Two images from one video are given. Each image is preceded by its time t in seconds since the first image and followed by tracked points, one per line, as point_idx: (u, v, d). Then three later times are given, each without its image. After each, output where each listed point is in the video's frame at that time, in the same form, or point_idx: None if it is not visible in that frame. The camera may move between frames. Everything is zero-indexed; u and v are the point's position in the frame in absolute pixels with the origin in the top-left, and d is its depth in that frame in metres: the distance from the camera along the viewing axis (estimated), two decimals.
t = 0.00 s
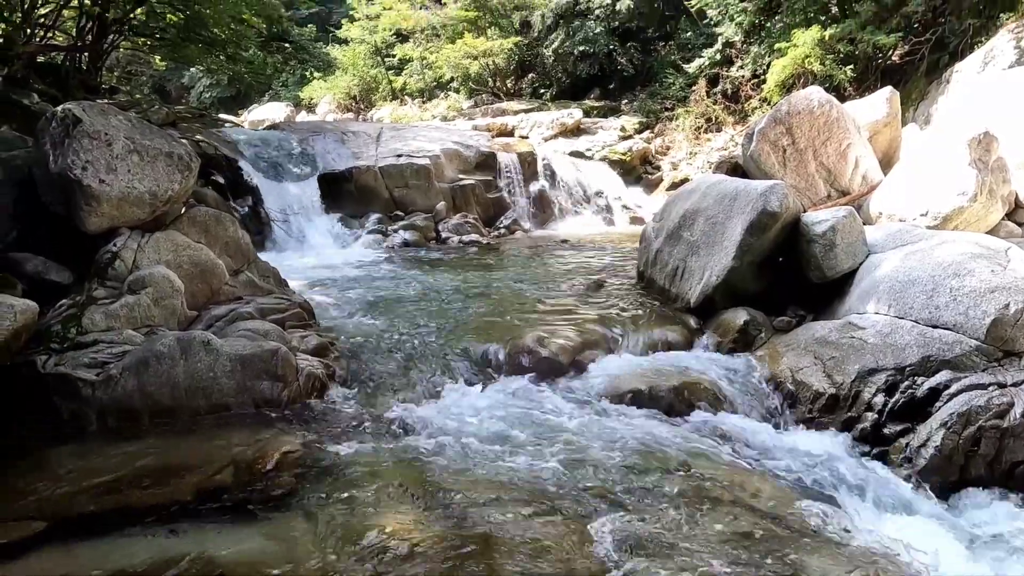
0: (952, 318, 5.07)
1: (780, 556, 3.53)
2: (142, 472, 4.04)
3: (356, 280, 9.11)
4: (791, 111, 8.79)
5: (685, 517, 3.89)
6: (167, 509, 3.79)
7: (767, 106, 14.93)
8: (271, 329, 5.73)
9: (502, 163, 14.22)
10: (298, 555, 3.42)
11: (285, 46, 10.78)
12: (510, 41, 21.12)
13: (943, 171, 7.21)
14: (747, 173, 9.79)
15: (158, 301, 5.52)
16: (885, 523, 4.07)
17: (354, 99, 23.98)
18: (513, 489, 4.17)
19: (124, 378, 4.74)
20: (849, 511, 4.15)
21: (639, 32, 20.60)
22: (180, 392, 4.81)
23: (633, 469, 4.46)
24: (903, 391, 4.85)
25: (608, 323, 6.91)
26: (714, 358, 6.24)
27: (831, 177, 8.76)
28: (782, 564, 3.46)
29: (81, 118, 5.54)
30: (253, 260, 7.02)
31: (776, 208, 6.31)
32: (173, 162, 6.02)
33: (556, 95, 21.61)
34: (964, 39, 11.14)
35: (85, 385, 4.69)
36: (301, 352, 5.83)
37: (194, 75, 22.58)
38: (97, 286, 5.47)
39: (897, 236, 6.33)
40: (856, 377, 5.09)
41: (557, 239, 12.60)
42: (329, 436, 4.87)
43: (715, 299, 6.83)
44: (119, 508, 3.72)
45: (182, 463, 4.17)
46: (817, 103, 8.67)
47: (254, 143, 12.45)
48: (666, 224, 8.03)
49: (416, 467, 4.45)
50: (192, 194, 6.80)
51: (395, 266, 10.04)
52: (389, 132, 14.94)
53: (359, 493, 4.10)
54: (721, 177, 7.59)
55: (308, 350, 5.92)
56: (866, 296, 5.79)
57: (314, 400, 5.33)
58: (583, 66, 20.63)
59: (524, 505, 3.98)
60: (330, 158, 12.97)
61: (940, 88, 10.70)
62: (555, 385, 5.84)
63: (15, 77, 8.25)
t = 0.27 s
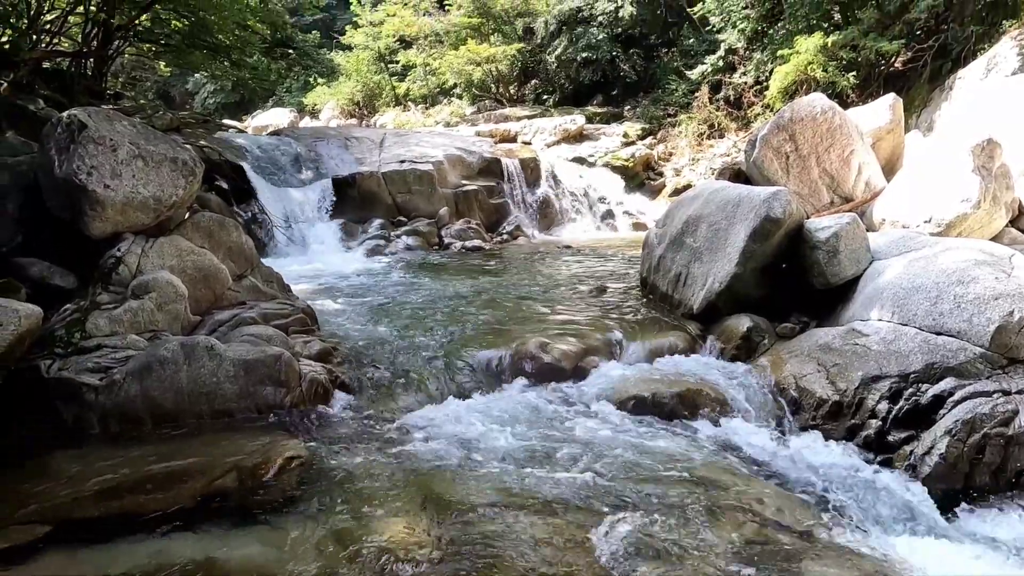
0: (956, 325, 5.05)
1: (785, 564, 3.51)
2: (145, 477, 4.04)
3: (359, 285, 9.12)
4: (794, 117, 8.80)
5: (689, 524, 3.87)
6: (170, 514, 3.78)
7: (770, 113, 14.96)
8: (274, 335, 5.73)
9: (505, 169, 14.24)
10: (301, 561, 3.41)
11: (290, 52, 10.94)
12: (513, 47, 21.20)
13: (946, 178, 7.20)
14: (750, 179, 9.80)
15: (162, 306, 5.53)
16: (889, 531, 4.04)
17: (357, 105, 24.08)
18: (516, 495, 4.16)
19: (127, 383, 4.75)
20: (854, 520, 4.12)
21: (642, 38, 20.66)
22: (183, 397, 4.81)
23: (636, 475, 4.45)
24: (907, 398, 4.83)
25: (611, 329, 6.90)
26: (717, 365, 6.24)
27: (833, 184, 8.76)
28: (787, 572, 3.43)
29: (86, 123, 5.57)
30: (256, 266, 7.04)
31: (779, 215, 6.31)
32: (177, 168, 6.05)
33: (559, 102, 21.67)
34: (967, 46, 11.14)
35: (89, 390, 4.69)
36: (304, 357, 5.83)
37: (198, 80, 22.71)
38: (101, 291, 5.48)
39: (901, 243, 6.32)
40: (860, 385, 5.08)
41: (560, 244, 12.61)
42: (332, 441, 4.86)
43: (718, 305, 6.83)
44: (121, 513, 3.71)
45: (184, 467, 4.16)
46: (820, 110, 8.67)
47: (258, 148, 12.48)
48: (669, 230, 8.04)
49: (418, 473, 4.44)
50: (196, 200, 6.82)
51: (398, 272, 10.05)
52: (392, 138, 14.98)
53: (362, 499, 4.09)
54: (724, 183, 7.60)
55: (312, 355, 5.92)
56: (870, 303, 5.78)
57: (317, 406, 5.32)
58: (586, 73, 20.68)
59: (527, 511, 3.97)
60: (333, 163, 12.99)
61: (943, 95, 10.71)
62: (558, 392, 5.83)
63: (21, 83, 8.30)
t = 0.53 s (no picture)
0: (957, 327, 5.04)
1: (788, 567, 3.50)
2: (147, 478, 4.03)
3: (360, 287, 9.12)
4: (795, 119, 8.80)
5: (690, 526, 3.86)
6: (172, 516, 3.77)
7: (771, 114, 14.98)
8: (275, 336, 5.73)
9: (506, 170, 14.24)
10: (303, 563, 3.41)
11: (291, 54, 10.99)
12: (514, 49, 21.22)
13: (947, 180, 7.20)
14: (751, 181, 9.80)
15: (164, 308, 5.54)
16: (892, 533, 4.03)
17: (359, 106, 24.12)
18: (518, 497, 4.16)
19: (129, 384, 4.75)
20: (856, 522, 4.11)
21: (643, 40, 20.61)
22: (185, 398, 4.82)
23: (638, 477, 4.44)
24: (909, 400, 4.82)
25: (613, 331, 6.91)
26: (718, 366, 6.23)
27: (835, 186, 8.74)
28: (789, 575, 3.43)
29: (88, 125, 5.58)
30: (258, 267, 7.05)
31: (781, 216, 6.31)
32: (179, 169, 6.07)
33: (559, 103, 21.70)
34: (968, 48, 11.13)
35: (90, 391, 4.70)
36: (305, 358, 5.83)
37: (200, 82, 22.75)
38: (103, 292, 5.48)
39: (903, 244, 6.32)
40: (862, 386, 5.06)
41: (561, 246, 12.61)
42: (333, 443, 4.86)
43: (719, 307, 6.83)
44: (123, 515, 3.71)
45: (185, 468, 4.15)
46: (821, 112, 8.67)
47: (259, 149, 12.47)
48: (670, 232, 8.04)
49: (420, 475, 4.44)
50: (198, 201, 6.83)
51: (400, 273, 10.05)
52: (393, 140, 14.98)
53: (363, 500, 4.09)
54: (726, 185, 7.60)
55: (313, 356, 5.92)
56: (871, 305, 5.77)
57: (318, 407, 5.32)
58: (587, 74, 20.69)
59: (528, 513, 3.96)
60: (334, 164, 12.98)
61: (944, 97, 10.71)
62: (559, 393, 5.82)
63: (23, 85, 8.31)
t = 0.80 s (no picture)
0: (959, 328, 5.04)
1: (790, 569, 3.50)
2: (149, 479, 4.01)
3: (361, 288, 9.13)
4: (796, 121, 8.81)
5: (692, 528, 3.86)
6: (173, 517, 3.78)
7: (772, 116, 14.98)
8: (277, 337, 5.74)
9: (507, 171, 14.24)
10: (304, 564, 3.40)
11: (292, 55, 11.01)
12: (515, 50, 21.24)
13: (948, 181, 7.20)
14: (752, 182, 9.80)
15: (165, 309, 5.55)
16: (893, 536, 4.03)
17: (359, 107, 24.15)
18: (519, 498, 4.16)
19: (131, 385, 4.76)
20: (858, 525, 4.11)
21: (644, 41, 20.72)
22: (186, 399, 4.82)
23: (639, 479, 4.44)
24: (910, 402, 4.81)
25: (613, 332, 6.91)
26: (719, 368, 6.23)
27: (836, 187, 8.73)
28: None
29: (90, 126, 5.59)
30: (259, 268, 7.05)
31: (782, 218, 6.32)
32: (181, 170, 6.09)
33: (560, 105, 21.71)
34: (969, 49, 11.13)
35: (92, 392, 4.70)
36: (306, 359, 5.83)
37: (202, 83, 22.78)
38: (105, 293, 5.48)
39: (904, 246, 6.31)
40: (863, 388, 5.05)
41: (562, 247, 12.61)
42: (334, 444, 4.86)
43: (720, 308, 6.83)
44: (125, 516, 3.71)
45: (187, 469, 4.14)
46: (822, 113, 8.67)
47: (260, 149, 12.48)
48: (671, 233, 8.04)
49: (421, 476, 4.44)
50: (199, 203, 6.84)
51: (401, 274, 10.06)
52: (394, 141, 14.99)
53: (364, 502, 4.09)
54: (727, 186, 7.60)
55: (314, 357, 5.93)
56: (873, 306, 5.77)
57: (319, 408, 5.33)
58: (588, 75, 20.70)
59: (530, 514, 3.96)
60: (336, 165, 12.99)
61: (945, 98, 10.71)
62: (560, 395, 5.82)
63: (25, 86, 8.33)
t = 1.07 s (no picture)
0: (961, 330, 5.04)
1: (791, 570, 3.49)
2: (150, 479, 4.01)
3: (363, 289, 9.13)
4: (798, 122, 8.82)
5: (693, 529, 3.85)
6: (175, 518, 3.78)
7: (773, 117, 14.99)
8: (279, 338, 5.74)
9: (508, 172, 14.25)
10: (305, 565, 3.40)
11: (294, 56, 11.03)
12: (517, 52, 21.27)
13: (950, 183, 7.19)
14: (754, 183, 9.80)
15: (167, 309, 5.55)
16: (894, 539, 4.03)
17: (361, 108, 24.18)
18: (520, 499, 4.16)
19: (133, 385, 4.76)
20: (858, 527, 4.11)
21: (646, 42, 20.73)
22: (188, 399, 4.82)
23: (641, 480, 4.43)
24: (912, 403, 4.81)
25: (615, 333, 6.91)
26: (721, 369, 6.23)
27: (837, 188, 8.72)
28: None
29: (93, 127, 5.61)
30: (261, 268, 7.06)
31: (783, 219, 6.32)
32: (182, 171, 6.10)
33: (561, 106, 21.73)
34: (972, 51, 11.12)
35: (94, 393, 4.70)
36: (308, 360, 5.83)
37: (204, 84, 22.83)
38: (107, 293, 5.49)
39: (906, 247, 6.31)
40: (865, 389, 5.05)
41: (563, 248, 12.62)
42: (335, 445, 4.85)
43: (722, 309, 6.82)
44: (126, 516, 3.71)
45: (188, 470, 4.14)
46: (824, 115, 8.68)
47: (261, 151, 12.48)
48: (673, 234, 8.04)
49: (422, 477, 4.43)
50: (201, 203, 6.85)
51: (402, 275, 10.07)
52: (396, 142, 15.00)
53: (366, 502, 4.09)
54: (728, 187, 7.59)
55: (316, 358, 5.93)
56: (874, 308, 5.76)
57: (321, 408, 5.33)
58: (589, 76, 20.71)
59: (531, 515, 3.96)
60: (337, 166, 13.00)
61: (947, 100, 10.70)
62: (561, 396, 5.81)
63: (28, 87, 8.35)
